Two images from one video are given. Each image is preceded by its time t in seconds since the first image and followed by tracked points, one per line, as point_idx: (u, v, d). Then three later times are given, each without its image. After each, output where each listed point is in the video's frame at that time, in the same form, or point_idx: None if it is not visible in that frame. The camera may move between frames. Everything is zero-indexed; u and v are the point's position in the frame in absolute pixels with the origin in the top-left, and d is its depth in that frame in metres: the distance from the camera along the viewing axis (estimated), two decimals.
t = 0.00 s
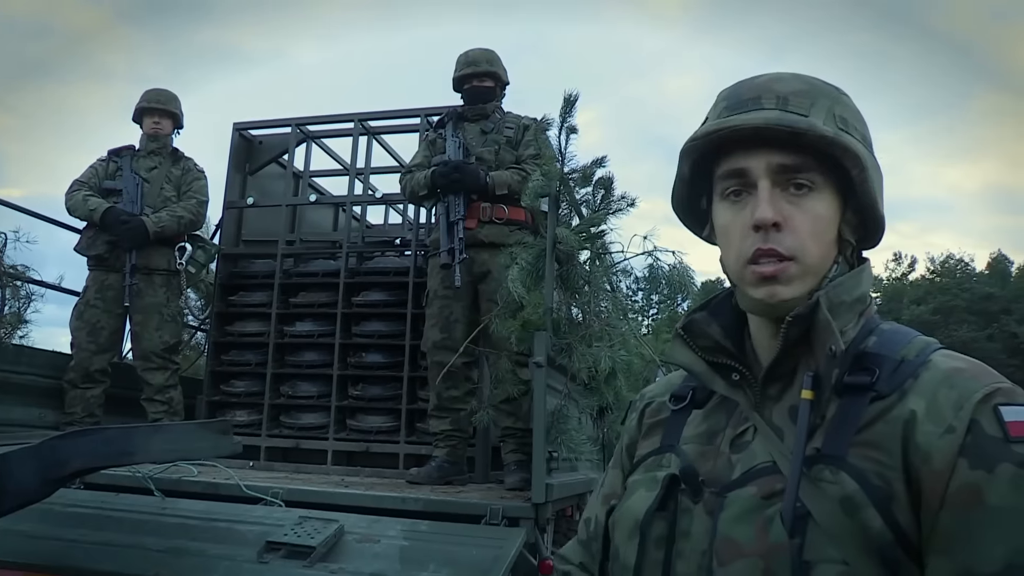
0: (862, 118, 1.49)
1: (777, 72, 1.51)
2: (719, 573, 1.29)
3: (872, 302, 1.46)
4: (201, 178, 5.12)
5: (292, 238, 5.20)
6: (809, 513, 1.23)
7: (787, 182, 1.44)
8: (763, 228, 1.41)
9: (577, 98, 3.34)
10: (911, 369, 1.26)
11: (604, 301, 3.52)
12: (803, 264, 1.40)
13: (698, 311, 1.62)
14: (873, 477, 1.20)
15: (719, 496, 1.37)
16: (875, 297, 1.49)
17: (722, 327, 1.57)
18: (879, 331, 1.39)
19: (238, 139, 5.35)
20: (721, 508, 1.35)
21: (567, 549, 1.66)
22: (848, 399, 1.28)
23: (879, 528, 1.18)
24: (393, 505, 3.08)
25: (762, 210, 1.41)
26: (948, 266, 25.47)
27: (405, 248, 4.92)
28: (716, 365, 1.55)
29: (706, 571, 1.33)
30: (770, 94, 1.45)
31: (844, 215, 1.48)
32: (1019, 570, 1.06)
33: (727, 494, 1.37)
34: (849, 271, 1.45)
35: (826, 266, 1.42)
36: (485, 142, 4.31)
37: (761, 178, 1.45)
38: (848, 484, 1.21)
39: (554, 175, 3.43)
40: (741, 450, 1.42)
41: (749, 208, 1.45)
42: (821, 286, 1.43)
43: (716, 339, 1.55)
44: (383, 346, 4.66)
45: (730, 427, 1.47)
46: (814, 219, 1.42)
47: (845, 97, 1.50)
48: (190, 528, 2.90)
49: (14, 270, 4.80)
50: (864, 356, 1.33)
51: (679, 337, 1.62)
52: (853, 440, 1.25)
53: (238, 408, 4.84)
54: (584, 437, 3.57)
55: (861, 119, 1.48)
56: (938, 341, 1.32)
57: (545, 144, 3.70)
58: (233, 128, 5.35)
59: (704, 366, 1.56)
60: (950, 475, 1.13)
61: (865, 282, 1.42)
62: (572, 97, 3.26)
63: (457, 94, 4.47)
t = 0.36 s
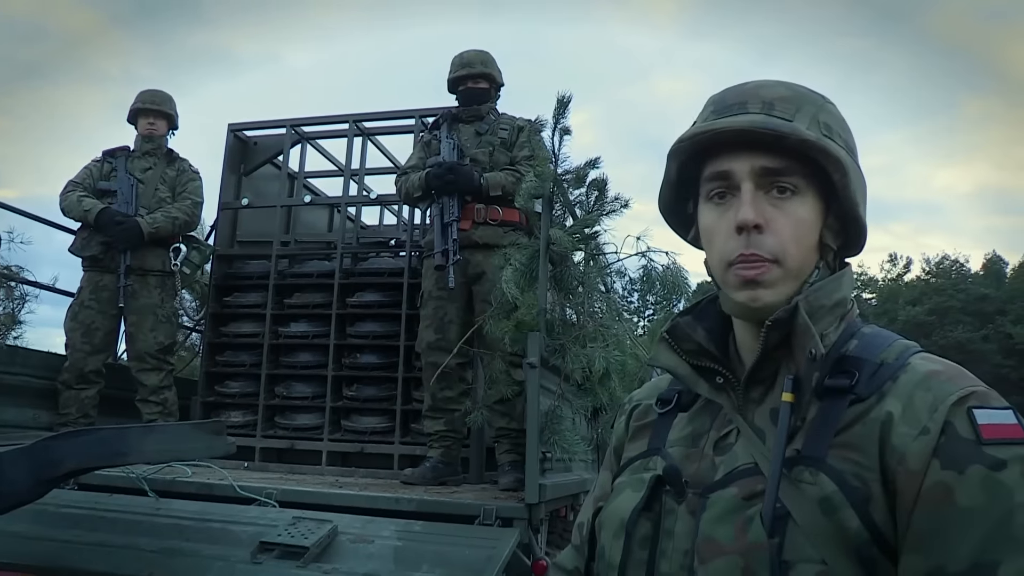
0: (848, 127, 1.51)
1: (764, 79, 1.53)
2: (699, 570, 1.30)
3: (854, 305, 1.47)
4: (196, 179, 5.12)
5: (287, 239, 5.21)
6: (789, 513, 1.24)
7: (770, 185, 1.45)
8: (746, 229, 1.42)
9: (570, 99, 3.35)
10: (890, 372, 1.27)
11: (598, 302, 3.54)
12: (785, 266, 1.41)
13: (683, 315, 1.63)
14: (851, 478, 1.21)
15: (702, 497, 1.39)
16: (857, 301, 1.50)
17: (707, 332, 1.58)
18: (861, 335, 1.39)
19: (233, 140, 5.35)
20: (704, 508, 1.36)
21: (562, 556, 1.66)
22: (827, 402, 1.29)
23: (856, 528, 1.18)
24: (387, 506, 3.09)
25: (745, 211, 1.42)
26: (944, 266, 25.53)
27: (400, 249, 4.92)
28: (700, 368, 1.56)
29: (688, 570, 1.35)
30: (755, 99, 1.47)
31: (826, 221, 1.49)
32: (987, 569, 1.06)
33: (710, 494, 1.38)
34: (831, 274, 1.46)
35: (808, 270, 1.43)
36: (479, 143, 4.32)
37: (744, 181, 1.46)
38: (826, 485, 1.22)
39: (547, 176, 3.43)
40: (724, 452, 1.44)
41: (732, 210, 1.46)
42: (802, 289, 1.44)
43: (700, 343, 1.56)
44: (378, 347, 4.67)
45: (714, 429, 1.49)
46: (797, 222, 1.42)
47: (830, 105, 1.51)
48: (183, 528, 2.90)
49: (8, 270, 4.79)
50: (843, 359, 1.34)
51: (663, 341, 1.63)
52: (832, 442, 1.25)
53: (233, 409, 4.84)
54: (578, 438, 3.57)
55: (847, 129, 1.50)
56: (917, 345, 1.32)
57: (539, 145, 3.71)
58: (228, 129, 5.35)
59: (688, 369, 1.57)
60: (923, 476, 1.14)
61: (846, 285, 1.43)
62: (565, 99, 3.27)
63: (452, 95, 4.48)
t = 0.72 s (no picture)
0: (818, 115, 1.44)
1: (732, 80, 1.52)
2: (681, 568, 1.31)
3: (853, 305, 1.43)
4: (190, 177, 5.11)
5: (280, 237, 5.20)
6: (774, 514, 1.23)
7: (726, 186, 1.45)
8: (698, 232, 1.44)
9: (565, 99, 3.35)
10: (882, 372, 1.24)
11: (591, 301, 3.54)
12: (736, 265, 1.40)
13: (685, 315, 1.61)
14: (835, 481, 1.20)
15: (690, 495, 1.40)
16: (858, 299, 1.47)
17: (708, 332, 1.56)
18: (857, 334, 1.36)
19: (228, 138, 5.34)
20: (691, 506, 1.37)
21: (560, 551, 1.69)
22: (818, 403, 1.28)
23: (840, 531, 1.17)
24: (380, 505, 3.08)
25: (694, 213, 1.43)
26: (937, 268, 25.64)
27: (394, 248, 4.92)
28: (695, 366, 1.55)
29: (672, 568, 1.36)
30: (710, 103, 1.48)
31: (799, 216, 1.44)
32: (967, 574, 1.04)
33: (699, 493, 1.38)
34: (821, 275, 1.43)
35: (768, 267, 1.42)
36: (474, 142, 4.32)
37: (700, 183, 1.47)
38: (811, 487, 1.21)
39: (542, 175, 3.43)
40: (716, 450, 1.44)
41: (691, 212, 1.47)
42: (766, 287, 1.41)
43: (698, 344, 1.54)
44: (371, 346, 4.66)
45: (709, 428, 1.50)
46: (749, 221, 1.41)
47: (797, 98, 1.45)
48: (175, 527, 2.89)
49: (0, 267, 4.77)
50: (837, 359, 1.32)
51: (661, 340, 1.62)
52: (820, 443, 1.24)
53: (226, 407, 4.83)
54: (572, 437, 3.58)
55: (819, 118, 1.44)
56: (915, 346, 1.29)
57: (533, 145, 3.71)
58: (223, 127, 5.33)
59: (684, 368, 1.57)
60: (906, 480, 1.11)
61: (841, 284, 1.40)
62: (560, 98, 3.27)
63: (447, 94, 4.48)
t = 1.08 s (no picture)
0: (837, 111, 1.44)
1: (749, 72, 1.51)
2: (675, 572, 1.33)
3: (870, 305, 1.42)
4: (185, 178, 5.10)
5: (276, 239, 5.19)
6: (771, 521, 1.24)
7: (743, 183, 1.44)
8: (716, 230, 1.43)
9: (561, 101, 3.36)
10: (891, 378, 1.24)
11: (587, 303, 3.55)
12: (753, 265, 1.40)
13: (703, 309, 1.59)
14: (833, 489, 1.20)
15: (691, 497, 1.41)
16: (877, 297, 1.47)
17: (723, 326, 1.53)
18: (871, 336, 1.36)
19: (223, 139, 5.33)
20: (690, 509, 1.39)
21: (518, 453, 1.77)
22: (824, 407, 1.28)
23: (837, 539, 1.17)
24: (375, 507, 3.08)
25: (712, 211, 1.43)
26: (931, 271, 25.74)
27: (389, 250, 4.92)
28: (704, 363, 1.56)
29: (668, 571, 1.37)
30: (728, 97, 1.47)
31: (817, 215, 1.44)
32: None
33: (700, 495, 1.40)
34: (839, 273, 1.43)
35: (787, 268, 1.42)
36: (470, 145, 4.33)
37: (718, 179, 1.46)
38: (810, 495, 1.21)
39: (538, 178, 3.44)
40: (721, 451, 1.46)
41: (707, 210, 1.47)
42: (784, 287, 1.42)
43: (705, 340, 1.54)
44: (366, 348, 4.66)
45: (718, 428, 1.51)
46: (768, 220, 1.41)
47: (817, 92, 1.45)
48: (169, 529, 2.89)
49: None
50: (848, 362, 1.33)
51: (672, 334, 1.63)
52: (822, 449, 1.24)
53: (221, 409, 4.82)
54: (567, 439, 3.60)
55: (841, 113, 1.44)
56: (929, 349, 1.28)
57: (529, 147, 3.72)
58: (218, 128, 5.33)
59: (692, 365, 1.57)
60: (907, 492, 1.11)
61: (856, 284, 1.40)
62: (556, 100, 3.27)
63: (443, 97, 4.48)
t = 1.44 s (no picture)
0: (865, 121, 1.47)
1: (774, 69, 1.50)
2: None
3: (882, 309, 1.44)
4: (179, 178, 5.09)
5: (270, 240, 5.20)
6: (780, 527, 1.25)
7: (777, 191, 1.43)
8: (751, 239, 1.41)
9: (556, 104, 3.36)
10: (907, 388, 1.25)
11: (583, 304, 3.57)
12: (788, 277, 1.40)
13: (710, 303, 1.61)
14: (847, 497, 1.21)
15: (699, 499, 1.42)
16: (887, 300, 1.49)
17: (731, 323, 1.57)
18: (886, 340, 1.37)
19: (218, 140, 5.33)
20: (699, 512, 1.40)
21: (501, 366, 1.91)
22: (837, 413, 1.28)
23: (849, 549, 1.19)
24: (369, 508, 3.08)
25: (748, 220, 1.40)
26: (924, 273, 25.82)
27: (384, 251, 4.92)
28: (713, 357, 1.55)
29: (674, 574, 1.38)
30: (762, 97, 1.45)
31: (842, 224, 1.46)
32: None
33: (709, 498, 1.40)
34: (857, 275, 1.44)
35: (819, 279, 1.42)
36: (465, 146, 4.33)
37: (751, 185, 1.44)
38: (823, 504, 1.22)
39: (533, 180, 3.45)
40: (729, 450, 1.45)
41: (737, 217, 1.45)
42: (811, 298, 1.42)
43: (715, 336, 1.55)
44: (361, 349, 4.66)
45: (724, 424, 1.50)
46: (804, 230, 1.41)
47: (847, 96, 1.47)
48: (162, 530, 2.88)
49: None
50: (864, 366, 1.33)
51: (682, 327, 1.61)
52: (835, 457, 1.25)
53: (215, 410, 4.82)
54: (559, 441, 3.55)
55: (868, 122, 1.47)
56: (943, 358, 1.30)
57: (524, 149, 3.72)
58: (213, 128, 5.33)
59: (701, 358, 1.57)
60: (925, 505, 1.14)
61: (873, 289, 1.40)
62: (552, 104, 3.28)
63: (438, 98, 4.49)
